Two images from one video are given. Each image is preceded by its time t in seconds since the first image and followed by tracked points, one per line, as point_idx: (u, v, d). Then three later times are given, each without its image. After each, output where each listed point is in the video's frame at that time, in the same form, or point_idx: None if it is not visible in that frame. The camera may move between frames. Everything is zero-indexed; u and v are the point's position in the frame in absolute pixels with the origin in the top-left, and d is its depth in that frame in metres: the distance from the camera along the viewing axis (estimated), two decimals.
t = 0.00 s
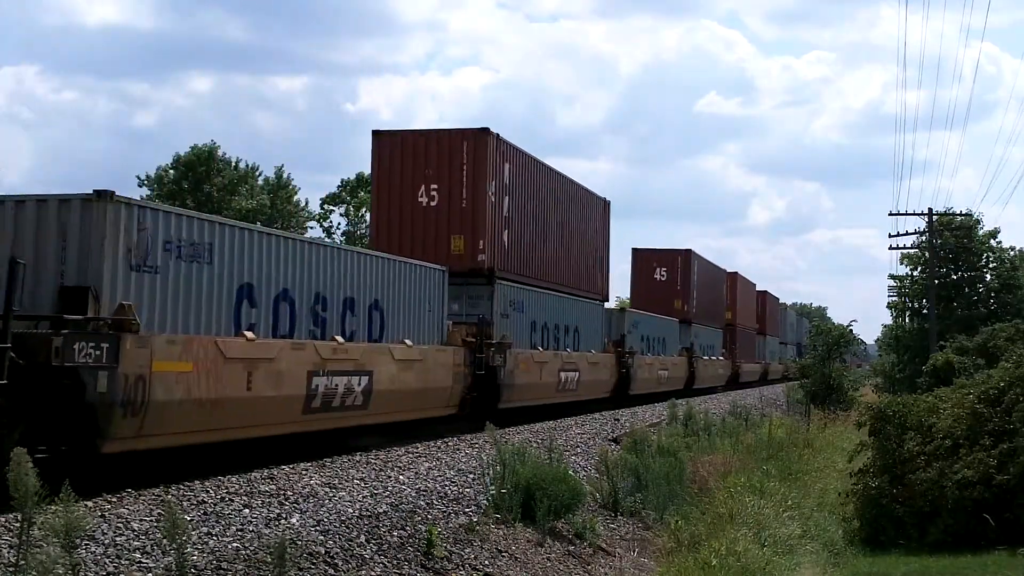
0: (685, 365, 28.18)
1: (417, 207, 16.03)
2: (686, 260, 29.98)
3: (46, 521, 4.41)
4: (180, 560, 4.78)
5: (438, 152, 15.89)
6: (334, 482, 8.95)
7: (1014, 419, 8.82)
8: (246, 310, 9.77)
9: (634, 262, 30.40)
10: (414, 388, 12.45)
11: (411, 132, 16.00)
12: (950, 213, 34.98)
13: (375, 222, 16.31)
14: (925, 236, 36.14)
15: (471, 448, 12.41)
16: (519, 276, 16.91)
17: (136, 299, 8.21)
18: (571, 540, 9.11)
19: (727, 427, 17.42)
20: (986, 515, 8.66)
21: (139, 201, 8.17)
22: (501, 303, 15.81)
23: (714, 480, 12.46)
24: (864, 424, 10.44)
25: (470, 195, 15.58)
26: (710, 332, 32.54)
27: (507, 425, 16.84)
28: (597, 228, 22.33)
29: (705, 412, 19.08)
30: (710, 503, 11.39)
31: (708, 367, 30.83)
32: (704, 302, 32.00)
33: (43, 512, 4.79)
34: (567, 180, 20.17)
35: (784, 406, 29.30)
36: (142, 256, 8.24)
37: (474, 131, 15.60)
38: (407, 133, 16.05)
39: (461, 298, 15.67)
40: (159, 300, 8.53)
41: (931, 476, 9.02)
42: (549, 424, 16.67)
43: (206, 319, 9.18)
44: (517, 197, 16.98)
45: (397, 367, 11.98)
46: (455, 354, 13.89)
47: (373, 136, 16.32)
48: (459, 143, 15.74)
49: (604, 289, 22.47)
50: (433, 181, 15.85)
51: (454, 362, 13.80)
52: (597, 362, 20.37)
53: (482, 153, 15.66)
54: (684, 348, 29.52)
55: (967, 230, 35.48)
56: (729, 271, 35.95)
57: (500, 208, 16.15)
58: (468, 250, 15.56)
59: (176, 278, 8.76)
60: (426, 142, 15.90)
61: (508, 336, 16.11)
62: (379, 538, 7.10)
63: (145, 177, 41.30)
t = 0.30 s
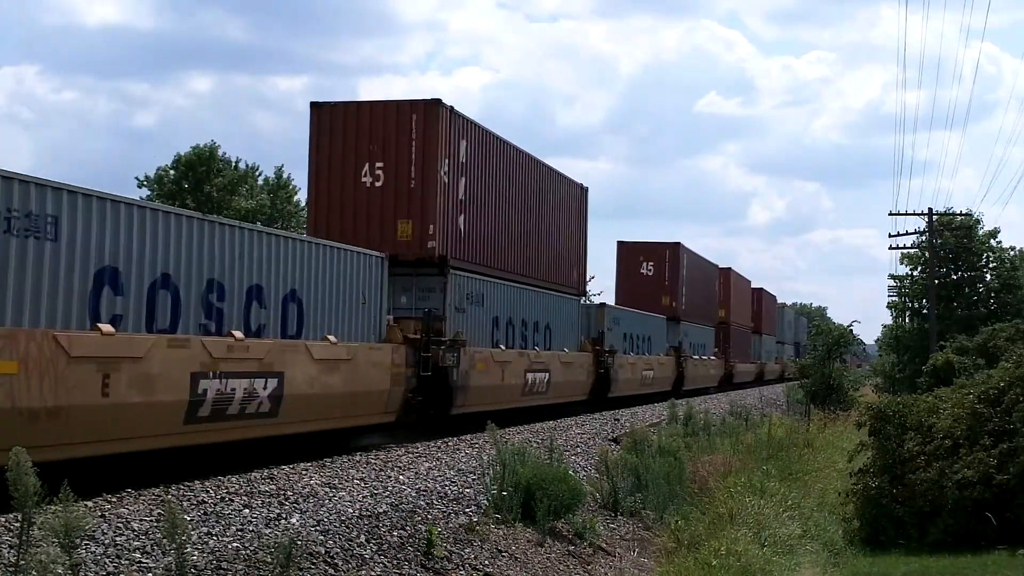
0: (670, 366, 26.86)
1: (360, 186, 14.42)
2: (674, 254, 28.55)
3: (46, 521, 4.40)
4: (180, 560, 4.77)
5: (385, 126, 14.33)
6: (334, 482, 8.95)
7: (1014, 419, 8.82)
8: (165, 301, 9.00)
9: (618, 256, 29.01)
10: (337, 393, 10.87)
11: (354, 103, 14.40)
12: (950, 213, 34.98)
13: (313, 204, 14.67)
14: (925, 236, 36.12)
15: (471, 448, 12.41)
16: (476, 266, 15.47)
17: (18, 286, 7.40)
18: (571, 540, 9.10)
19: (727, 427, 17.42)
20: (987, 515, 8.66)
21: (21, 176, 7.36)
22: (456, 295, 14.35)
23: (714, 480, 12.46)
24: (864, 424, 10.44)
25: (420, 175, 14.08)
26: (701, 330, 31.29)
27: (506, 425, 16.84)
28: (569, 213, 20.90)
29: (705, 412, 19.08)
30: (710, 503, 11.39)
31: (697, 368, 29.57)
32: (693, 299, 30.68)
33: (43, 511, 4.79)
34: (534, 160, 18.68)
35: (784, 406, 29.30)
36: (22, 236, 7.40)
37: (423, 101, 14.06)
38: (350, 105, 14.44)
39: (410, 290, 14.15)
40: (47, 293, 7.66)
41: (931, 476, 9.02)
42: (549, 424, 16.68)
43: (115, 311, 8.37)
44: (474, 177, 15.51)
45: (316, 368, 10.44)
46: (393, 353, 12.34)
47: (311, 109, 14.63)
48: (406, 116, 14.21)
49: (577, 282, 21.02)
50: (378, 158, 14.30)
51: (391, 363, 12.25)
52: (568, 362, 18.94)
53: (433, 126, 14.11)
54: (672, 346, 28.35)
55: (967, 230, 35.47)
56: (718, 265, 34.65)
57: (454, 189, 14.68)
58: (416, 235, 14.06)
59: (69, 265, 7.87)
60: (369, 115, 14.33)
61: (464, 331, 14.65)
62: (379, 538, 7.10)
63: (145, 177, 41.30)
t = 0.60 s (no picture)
0: (654, 367, 25.56)
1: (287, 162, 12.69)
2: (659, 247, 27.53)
3: (46, 521, 4.40)
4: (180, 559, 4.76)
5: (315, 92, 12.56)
6: (334, 482, 8.95)
7: (1014, 419, 8.82)
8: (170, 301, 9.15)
9: (603, 248, 28.05)
10: (237, 398, 9.18)
11: (283, 67, 12.69)
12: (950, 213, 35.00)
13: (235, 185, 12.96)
14: (925, 236, 36.12)
15: (471, 448, 12.41)
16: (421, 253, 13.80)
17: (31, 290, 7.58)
18: (571, 540, 9.10)
19: (727, 427, 17.43)
20: (987, 515, 8.66)
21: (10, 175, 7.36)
22: (396, 285, 12.69)
23: (714, 480, 12.46)
24: (864, 424, 10.45)
25: (352, 149, 12.33)
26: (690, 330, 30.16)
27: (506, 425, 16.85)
28: (539, 198, 19.28)
29: (705, 412, 19.08)
30: (710, 503, 11.39)
31: (684, 368, 28.33)
32: (682, 297, 29.60)
33: (42, 511, 4.78)
34: (496, 139, 16.98)
35: (784, 406, 29.30)
36: (21, 238, 7.44)
37: (357, 64, 12.31)
38: (277, 69, 12.75)
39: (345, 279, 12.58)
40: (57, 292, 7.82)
41: (931, 476, 9.02)
42: (549, 424, 16.68)
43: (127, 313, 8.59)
44: (420, 153, 13.82)
45: (205, 369, 8.71)
46: (310, 352, 10.49)
47: (233, 73, 12.94)
48: (339, 83, 12.45)
49: (547, 273, 19.34)
50: (307, 129, 12.59)
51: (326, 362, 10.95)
52: (534, 361, 17.33)
53: (368, 92, 12.35)
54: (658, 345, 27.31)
55: (967, 230, 35.48)
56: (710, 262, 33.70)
57: (395, 165, 12.96)
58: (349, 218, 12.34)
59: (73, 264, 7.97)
60: (297, 80, 12.59)
61: (405, 327, 13.01)
62: (379, 538, 7.10)
63: (145, 177, 41.39)
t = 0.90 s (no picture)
0: (636, 367, 24.26)
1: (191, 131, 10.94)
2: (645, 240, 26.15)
3: (46, 521, 4.40)
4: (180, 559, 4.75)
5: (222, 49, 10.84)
6: (334, 482, 8.95)
7: (1014, 419, 8.82)
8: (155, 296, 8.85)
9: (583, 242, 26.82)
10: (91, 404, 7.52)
11: (184, 19, 10.91)
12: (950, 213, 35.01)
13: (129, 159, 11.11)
14: (925, 236, 36.13)
15: (471, 448, 12.42)
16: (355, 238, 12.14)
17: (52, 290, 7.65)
18: (571, 540, 9.10)
19: (726, 427, 17.42)
20: (987, 515, 8.67)
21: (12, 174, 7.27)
22: (318, 273, 11.04)
23: (714, 480, 12.46)
24: (864, 424, 10.46)
25: (265, 114, 10.67)
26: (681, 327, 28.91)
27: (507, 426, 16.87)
28: (504, 182, 17.62)
29: (705, 412, 19.07)
30: (710, 504, 11.38)
31: (671, 367, 27.07)
32: (671, 293, 28.33)
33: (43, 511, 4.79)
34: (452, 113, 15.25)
35: (784, 406, 29.29)
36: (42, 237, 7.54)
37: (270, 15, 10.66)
38: (177, 22, 10.95)
39: (259, 265, 10.96)
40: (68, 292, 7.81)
41: (931, 476, 9.02)
42: (549, 424, 16.68)
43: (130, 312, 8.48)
44: (354, 123, 12.17)
45: (40, 371, 7.07)
46: (190, 351, 8.75)
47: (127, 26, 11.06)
48: (250, 37, 10.78)
49: (510, 262, 17.68)
50: (212, 91, 10.87)
51: (214, 367, 9.15)
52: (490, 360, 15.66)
53: (282, 49, 10.70)
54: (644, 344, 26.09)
55: (968, 230, 35.47)
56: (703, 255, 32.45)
57: (320, 135, 11.34)
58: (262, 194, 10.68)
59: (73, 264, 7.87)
60: (200, 33, 10.86)
61: (331, 321, 11.36)
62: (379, 538, 7.10)
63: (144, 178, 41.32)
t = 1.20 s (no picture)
0: (618, 369, 22.43)
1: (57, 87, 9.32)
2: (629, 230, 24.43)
3: (46, 521, 4.40)
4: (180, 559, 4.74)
5: None
6: (334, 482, 8.95)
7: (1014, 419, 8.82)
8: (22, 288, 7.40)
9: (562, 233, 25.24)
10: None
11: None
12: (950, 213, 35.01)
13: None
14: (925, 236, 36.13)
15: (471, 448, 12.42)
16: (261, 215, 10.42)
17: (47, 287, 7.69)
18: (571, 540, 9.10)
19: (727, 427, 17.42)
20: (987, 515, 8.68)
21: (12, 173, 7.25)
22: (211, 255, 9.38)
23: (714, 480, 12.45)
24: (864, 424, 10.46)
25: (142, 63, 9.02)
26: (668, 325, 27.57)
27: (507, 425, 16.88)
28: (460, 164, 15.84)
29: (705, 412, 19.06)
30: (710, 504, 11.38)
31: (658, 368, 25.31)
32: (658, 289, 26.80)
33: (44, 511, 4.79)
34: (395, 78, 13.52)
35: (783, 406, 29.29)
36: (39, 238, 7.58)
37: None
38: None
39: (139, 247, 9.28)
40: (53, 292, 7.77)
41: (931, 476, 9.01)
42: (549, 424, 16.68)
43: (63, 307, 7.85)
44: (262, 80, 10.53)
45: None
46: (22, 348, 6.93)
47: None
48: None
49: (467, 253, 15.93)
50: (81, 38, 9.22)
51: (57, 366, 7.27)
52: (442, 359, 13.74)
53: None
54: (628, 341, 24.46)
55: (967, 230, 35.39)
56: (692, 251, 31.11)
57: (213, 93, 9.68)
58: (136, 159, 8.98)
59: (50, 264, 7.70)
60: None
61: (224, 313, 9.60)
62: (379, 538, 7.10)
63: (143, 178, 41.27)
